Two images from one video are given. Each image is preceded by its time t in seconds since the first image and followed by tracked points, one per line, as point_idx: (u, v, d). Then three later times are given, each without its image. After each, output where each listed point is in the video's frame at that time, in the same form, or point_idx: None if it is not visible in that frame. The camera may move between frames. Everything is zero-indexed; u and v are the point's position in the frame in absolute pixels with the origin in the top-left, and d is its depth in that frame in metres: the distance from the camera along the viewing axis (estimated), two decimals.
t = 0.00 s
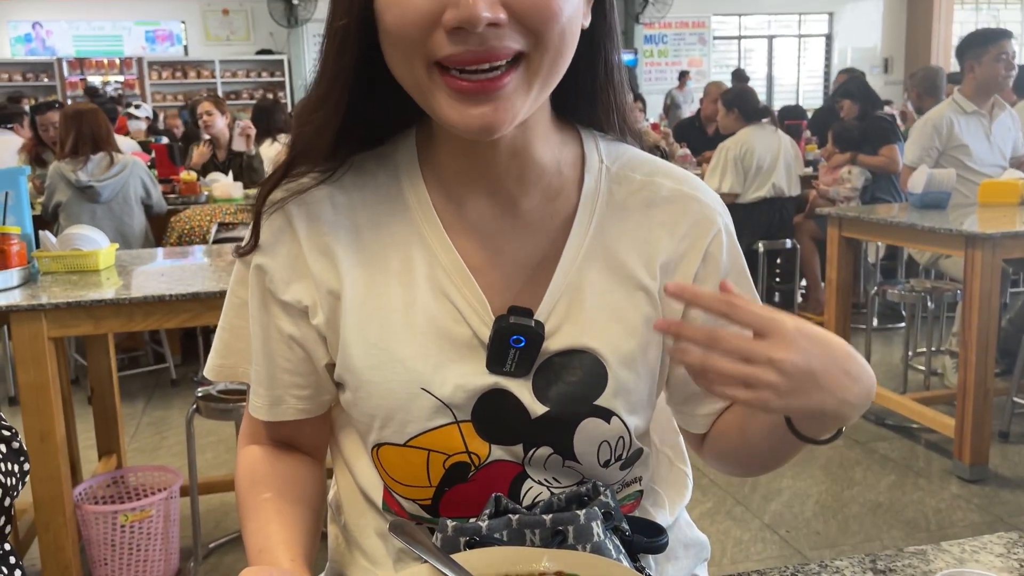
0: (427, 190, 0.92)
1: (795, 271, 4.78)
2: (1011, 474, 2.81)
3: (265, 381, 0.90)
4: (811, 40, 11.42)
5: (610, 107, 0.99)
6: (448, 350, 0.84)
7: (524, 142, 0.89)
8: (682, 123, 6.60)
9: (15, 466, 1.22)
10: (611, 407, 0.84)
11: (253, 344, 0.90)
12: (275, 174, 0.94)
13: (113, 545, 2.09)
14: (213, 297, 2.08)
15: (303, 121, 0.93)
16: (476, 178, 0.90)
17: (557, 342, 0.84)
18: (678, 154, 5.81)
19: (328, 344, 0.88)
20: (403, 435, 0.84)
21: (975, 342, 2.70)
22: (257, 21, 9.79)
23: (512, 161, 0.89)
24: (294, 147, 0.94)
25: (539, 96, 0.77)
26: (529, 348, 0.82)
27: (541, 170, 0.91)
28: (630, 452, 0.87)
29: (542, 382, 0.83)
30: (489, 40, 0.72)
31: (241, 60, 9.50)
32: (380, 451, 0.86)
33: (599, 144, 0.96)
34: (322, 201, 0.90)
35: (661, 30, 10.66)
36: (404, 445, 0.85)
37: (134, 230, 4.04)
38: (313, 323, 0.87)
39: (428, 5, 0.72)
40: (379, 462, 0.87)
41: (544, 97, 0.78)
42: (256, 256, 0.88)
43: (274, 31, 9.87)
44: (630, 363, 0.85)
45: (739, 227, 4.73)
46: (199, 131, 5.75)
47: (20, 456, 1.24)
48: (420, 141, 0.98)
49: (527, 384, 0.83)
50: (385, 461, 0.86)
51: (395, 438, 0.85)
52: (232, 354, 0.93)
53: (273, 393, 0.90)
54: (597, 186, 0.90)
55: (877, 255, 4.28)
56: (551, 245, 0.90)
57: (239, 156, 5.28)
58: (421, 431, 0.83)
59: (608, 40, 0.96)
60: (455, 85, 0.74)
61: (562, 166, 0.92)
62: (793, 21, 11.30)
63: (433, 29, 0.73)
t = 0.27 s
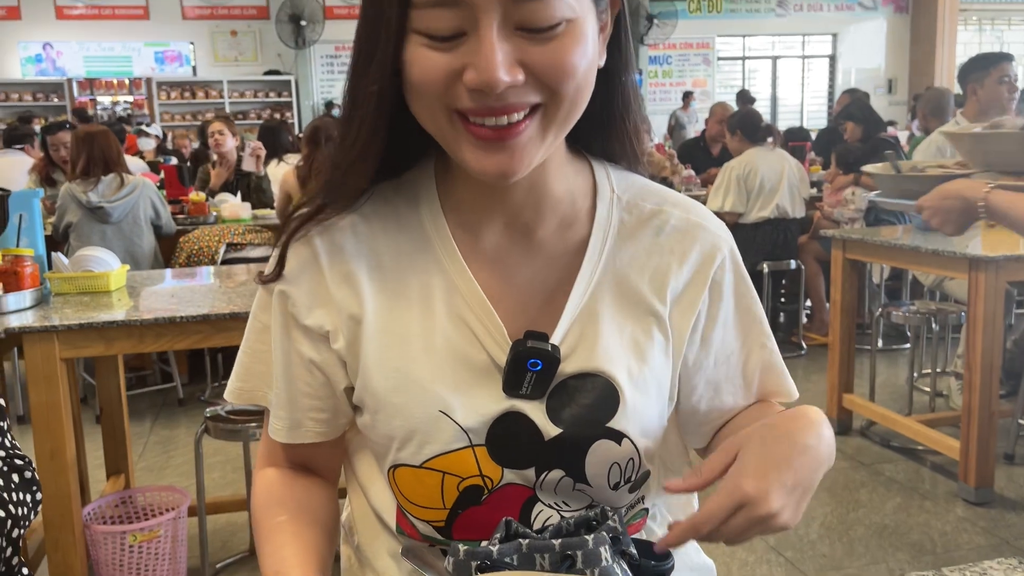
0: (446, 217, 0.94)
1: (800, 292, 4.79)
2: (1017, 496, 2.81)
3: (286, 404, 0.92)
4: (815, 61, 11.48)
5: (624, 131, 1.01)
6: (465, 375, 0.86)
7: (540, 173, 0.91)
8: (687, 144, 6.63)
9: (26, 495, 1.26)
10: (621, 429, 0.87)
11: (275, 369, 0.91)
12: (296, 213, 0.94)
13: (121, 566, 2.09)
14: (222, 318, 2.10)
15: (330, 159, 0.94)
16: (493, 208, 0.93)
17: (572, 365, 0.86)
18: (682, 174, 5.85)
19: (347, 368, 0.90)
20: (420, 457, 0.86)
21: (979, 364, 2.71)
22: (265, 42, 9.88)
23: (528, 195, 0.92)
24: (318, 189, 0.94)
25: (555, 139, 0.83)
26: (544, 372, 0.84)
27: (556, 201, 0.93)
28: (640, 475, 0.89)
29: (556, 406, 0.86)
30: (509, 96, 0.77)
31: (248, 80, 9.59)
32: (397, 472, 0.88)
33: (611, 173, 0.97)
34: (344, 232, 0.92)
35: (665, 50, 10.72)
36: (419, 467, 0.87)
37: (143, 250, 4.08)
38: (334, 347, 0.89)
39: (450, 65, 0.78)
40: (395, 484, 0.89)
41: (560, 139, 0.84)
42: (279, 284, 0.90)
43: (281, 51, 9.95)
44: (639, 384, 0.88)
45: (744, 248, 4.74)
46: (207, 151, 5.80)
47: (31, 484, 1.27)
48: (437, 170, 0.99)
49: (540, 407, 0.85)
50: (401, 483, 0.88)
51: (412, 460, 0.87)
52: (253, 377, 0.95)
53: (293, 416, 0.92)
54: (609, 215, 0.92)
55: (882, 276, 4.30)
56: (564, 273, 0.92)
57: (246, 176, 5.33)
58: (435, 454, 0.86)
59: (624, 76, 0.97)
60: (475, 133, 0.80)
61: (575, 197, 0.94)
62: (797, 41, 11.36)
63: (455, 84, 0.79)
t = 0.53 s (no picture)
0: (459, 242, 0.96)
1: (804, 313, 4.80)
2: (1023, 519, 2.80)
3: (313, 422, 0.93)
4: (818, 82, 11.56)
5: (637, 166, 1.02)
6: (479, 393, 0.88)
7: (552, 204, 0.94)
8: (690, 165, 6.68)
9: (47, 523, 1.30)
10: (627, 445, 0.88)
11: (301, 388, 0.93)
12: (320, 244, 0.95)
13: None
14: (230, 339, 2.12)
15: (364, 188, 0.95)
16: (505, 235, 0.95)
17: (580, 384, 0.88)
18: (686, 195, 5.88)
19: (368, 389, 0.92)
20: (434, 472, 0.87)
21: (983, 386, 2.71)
22: (272, 63, 9.97)
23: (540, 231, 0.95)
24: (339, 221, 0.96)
25: (562, 192, 0.86)
26: (555, 392, 0.86)
27: (563, 229, 0.95)
28: (643, 490, 0.91)
29: (563, 423, 0.87)
30: (519, 161, 0.81)
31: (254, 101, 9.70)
32: (414, 487, 0.89)
33: (616, 206, 0.99)
34: (366, 254, 0.93)
35: (669, 71, 10.93)
36: (434, 482, 0.88)
37: (151, 270, 4.10)
38: (357, 366, 0.91)
39: (470, 128, 0.81)
40: (415, 499, 0.90)
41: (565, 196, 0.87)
42: (307, 303, 0.91)
43: (288, 72, 10.05)
44: (644, 406, 0.89)
45: (748, 269, 4.75)
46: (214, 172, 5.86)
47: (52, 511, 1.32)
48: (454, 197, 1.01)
49: (550, 424, 0.87)
50: (419, 498, 0.89)
51: (428, 474, 0.88)
52: (277, 398, 0.96)
53: (322, 435, 0.93)
54: (615, 244, 0.94)
55: (886, 297, 4.31)
56: (574, 296, 0.94)
57: (252, 198, 5.36)
58: (451, 469, 0.87)
59: (637, 119, 0.98)
60: (488, 190, 0.83)
61: (583, 227, 0.96)
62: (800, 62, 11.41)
63: (473, 145, 0.81)
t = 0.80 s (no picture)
0: (466, 261, 0.97)
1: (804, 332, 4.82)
2: None
3: (322, 439, 0.94)
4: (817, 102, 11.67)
5: (636, 191, 1.04)
6: (486, 409, 0.89)
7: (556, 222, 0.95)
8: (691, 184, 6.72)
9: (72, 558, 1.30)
10: (630, 460, 0.89)
11: (310, 406, 0.93)
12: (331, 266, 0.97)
13: None
14: (233, 359, 2.13)
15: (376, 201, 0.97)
16: (511, 253, 0.96)
17: (585, 400, 0.89)
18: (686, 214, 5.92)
19: (376, 407, 0.93)
20: (442, 487, 0.88)
21: (984, 406, 2.73)
22: (277, 82, 10.07)
23: (545, 244, 0.95)
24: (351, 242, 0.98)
25: (574, 193, 0.87)
26: (559, 407, 0.87)
27: (569, 249, 0.96)
28: (646, 505, 0.92)
29: (568, 437, 0.88)
30: (537, 156, 0.82)
31: (259, 121, 9.84)
32: (420, 502, 0.90)
33: (617, 226, 1.01)
34: (375, 274, 0.95)
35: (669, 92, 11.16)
36: (443, 496, 0.88)
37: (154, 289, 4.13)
38: (366, 384, 0.92)
39: (484, 127, 0.83)
40: (420, 513, 0.91)
41: (578, 196, 0.88)
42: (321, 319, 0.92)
43: (293, 91, 10.15)
44: (645, 423, 0.90)
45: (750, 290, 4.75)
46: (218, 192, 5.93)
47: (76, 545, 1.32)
48: (460, 220, 1.02)
49: (555, 439, 0.88)
50: (425, 512, 0.90)
51: (435, 488, 0.88)
52: (284, 415, 0.97)
53: (330, 452, 0.94)
54: (617, 262, 0.96)
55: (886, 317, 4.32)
56: (578, 316, 0.95)
57: (252, 218, 5.46)
58: (457, 484, 0.87)
59: (633, 137, 1.00)
60: (507, 185, 0.84)
61: (586, 247, 0.98)
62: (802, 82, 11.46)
63: (487, 143, 0.83)
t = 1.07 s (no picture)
0: (462, 282, 0.99)
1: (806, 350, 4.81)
2: None
3: (317, 460, 0.94)
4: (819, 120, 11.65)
5: (623, 210, 1.07)
6: (482, 428, 0.90)
7: (549, 242, 0.97)
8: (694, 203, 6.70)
9: None
10: (628, 477, 0.90)
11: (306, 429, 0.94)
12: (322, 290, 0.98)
13: None
14: (235, 376, 2.14)
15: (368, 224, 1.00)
16: (506, 274, 0.98)
17: (580, 418, 0.90)
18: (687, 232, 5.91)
19: (372, 428, 0.93)
20: (441, 507, 0.89)
21: (984, 426, 2.71)
22: (279, 100, 10.13)
23: (538, 262, 0.97)
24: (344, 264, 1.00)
25: (566, 206, 0.89)
26: (555, 424, 0.88)
27: (563, 267, 0.98)
28: (645, 524, 0.92)
29: (565, 455, 0.89)
30: (527, 168, 0.84)
31: (261, 137, 9.83)
32: (418, 522, 0.90)
33: (611, 245, 1.02)
34: (370, 298, 0.96)
35: (672, 109, 11.03)
36: (441, 516, 0.89)
37: (157, 306, 4.15)
38: (362, 406, 0.92)
39: (474, 142, 0.85)
40: (417, 533, 0.91)
41: (568, 210, 0.90)
42: (314, 344, 0.93)
43: (295, 109, 10.20)
44: (640, 440, 0.91)
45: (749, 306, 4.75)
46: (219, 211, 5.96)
47: None
48: (454, 244, 1.04)
49: (551, 457, 0.89)
50: (422, 533, 0.91)
51: (433, 509, 0.89)
52: (281, 436, 0.98)
53: (325, 473, 0.94)
54: (612, 279, 0.97)
55: (888, 335, 4.31)
56: (572, 334, 0.96)
57: (251, 236, 5.50)
58: (455, 503, 0.88)
59: (623, 154, 1.04)
60: (494, 201, 0.86)
61: (579, 266, 0.99)
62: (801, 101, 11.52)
63: (478, 158, 0.85)
